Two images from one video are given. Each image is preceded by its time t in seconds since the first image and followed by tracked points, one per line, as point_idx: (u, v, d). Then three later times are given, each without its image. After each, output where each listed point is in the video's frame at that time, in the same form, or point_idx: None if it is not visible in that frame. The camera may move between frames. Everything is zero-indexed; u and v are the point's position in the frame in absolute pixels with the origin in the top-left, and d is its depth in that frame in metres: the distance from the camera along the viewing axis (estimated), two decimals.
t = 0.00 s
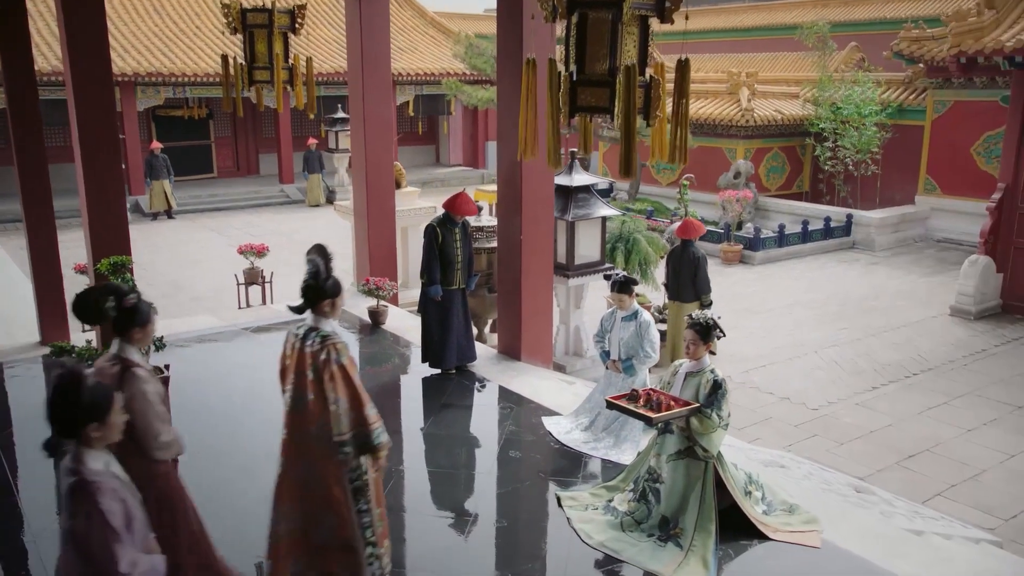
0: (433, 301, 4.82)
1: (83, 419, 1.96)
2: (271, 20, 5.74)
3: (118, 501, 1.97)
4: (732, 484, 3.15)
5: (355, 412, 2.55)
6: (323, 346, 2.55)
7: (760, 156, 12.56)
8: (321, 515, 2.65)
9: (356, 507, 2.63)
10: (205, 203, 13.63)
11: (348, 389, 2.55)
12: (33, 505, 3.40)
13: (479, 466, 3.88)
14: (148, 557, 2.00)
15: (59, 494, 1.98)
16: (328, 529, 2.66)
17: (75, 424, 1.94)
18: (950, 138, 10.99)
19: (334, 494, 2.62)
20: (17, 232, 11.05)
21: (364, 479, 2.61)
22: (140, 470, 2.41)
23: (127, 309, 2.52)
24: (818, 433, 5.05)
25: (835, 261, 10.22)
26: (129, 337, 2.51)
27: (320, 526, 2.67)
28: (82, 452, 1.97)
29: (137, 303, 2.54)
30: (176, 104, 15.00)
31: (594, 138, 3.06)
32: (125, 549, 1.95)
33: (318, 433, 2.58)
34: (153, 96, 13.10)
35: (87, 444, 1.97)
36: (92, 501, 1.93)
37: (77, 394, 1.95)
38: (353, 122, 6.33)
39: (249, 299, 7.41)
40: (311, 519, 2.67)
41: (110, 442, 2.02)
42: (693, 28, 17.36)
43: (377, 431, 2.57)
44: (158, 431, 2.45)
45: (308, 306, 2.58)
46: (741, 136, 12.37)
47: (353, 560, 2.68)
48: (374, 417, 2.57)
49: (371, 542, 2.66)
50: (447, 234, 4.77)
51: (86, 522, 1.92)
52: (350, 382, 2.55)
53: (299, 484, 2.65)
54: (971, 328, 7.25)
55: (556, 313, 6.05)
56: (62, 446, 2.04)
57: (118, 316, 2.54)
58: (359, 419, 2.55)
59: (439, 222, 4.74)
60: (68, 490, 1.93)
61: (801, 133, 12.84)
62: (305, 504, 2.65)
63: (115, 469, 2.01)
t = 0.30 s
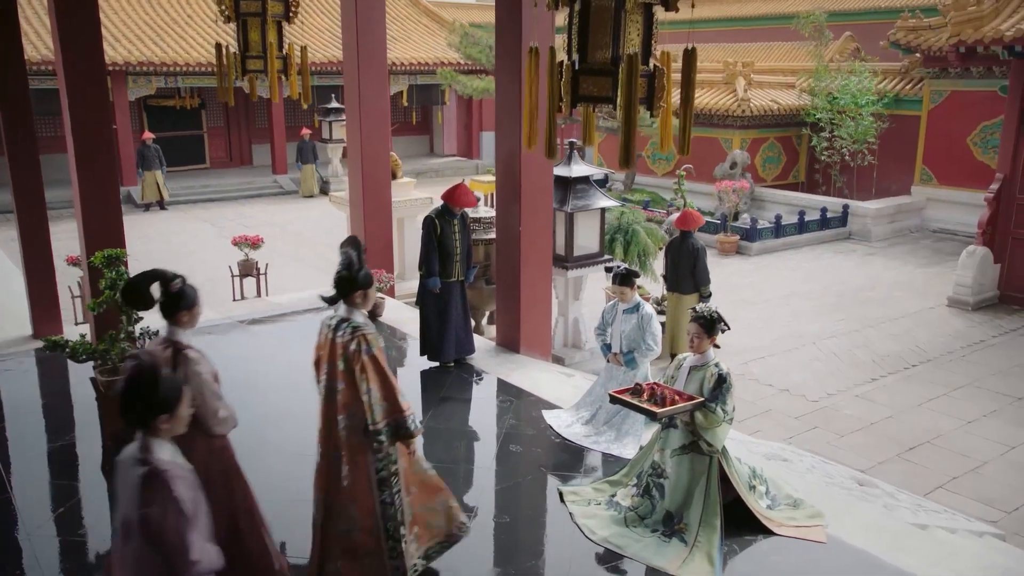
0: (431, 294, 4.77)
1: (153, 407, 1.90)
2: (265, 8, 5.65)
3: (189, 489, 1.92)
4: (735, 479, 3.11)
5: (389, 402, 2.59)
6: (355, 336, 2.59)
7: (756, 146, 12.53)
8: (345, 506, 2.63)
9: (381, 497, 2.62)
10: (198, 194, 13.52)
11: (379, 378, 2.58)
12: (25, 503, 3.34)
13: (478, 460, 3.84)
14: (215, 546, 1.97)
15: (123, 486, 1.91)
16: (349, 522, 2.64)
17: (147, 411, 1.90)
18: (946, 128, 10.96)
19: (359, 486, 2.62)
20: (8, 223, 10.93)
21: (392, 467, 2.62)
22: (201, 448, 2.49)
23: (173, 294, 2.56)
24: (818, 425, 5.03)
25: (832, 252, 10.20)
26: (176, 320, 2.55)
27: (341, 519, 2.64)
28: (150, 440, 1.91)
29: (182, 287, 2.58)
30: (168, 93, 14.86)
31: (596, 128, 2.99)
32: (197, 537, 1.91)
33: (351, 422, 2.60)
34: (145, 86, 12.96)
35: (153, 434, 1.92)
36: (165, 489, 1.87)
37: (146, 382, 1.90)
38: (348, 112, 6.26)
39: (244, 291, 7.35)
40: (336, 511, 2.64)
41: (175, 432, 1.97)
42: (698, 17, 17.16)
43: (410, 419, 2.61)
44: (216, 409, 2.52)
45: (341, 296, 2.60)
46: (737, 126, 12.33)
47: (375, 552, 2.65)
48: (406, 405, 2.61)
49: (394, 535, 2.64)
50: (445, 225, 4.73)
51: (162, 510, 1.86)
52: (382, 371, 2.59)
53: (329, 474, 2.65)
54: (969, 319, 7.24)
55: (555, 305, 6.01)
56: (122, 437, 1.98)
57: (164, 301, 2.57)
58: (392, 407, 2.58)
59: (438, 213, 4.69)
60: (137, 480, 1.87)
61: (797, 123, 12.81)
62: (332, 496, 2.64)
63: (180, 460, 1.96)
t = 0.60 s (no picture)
0: (430, 289, 4.75)
1: (214, 394, 1.89)
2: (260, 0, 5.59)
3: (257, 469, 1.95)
4: (739, 475, 3.09)
5: (406, 389, 2.57)
6: (382, 323, 2.58)
7: (754, 139, 12.50)
8: (363, 490, 2.61)
9: (401, 482, 2.63)
10: (193, 188, 13.44)
11: (399, 366, 2.58)
12: (20, 503, 3.29)
13: (478, 456, 3.81)
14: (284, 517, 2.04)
15: (189, 471, 1.94)
16: (370, 505, 2.62)
17: (207, 398, 1.88)
18: (944, 122, 10.94)
19: (380, 469, 2.61)
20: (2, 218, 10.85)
21: (413, 453, 2.64)
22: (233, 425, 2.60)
23: (204, 278, 2.63)
24: (818, 420, 5.01)
25: (830, 246, 10.19)
26: (205, 305, 2.65)
27: (361, 503, 2.62)
28: (211, 426, 1.91)
29: (212, 273, 2.64)
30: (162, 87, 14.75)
31: (599, 123, 2.94)
32: (269, 512, 1.97)
33: (370, 408, 2.58)
34: (139, 80, 12.86)
35: (215, 419, 1.92)
36: (234, 471, 1.90)
37: (209, 369, 1.87)
38: (345, 106, 6.21)
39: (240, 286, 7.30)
40: (354, 496, 2.63)
41: (235, 413, 1.98)
42: (704, 10, 16.94)
43: (426, 408, 2.58)
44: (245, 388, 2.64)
45: (369, 283, 2.61)
46: (734, 120, 12.29)
47: (394, 537, 2.64)
48: (423, 395, 2.59)
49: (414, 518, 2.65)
50: (445, 220, 4.69)
51: (234, 491, 1.90)
52: (404, 359, 2.58)
53: (348, 458, 2.63)
54: (967, 313, 7.24)
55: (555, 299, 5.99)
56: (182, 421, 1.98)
57: (194, 285, 2.65)
58: (409, 395, 2.57)
59: (437, 208, 4.65)
60: (205, 466, 1.89)
61: (794, 117, 12.78)
62: (350, 479, 2.63)
63: (242, 440, 1.98)
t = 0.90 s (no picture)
0: (429, 285, 4.72)
1: (268, 380, 1.94)
2: None
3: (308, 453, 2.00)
4: (741, 472, 3.07)
5: (409, 384, 2.59)
6: (394, 317, 2.61)
7: (750, 134, 12.47)
8: (380, 476, 2.73)
9: (413, 475, 2.68)
10: (188, 184, 13.38)
11: (405, 362, 2.59)
12: (15, 502, 3.26)
13: (477, 453, 3.78)
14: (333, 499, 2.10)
15: (244, 455, 1.99)
16: (387, 490, 2.73)
17: (261, 384, 1.93)
18: (941, 117, 10.92)
19: (393, 460, 2.69)
20: None
21: (422, 448, 2.66)
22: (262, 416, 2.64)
23: (226, 270, 2.63)
24: (818, 416, 5.00)
25: (827, 241, 10.18)
26: (228, 296, 2.64)
27: (379, 487, 2.74)
28: (265, 410, 1.96)
29: (232, 264, 2.63)
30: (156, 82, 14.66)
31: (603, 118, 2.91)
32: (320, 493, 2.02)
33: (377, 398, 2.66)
34: (133, 74, 12.78)
35: (267, 404, 1.96)
36: (288, 454, 1.94)
37: (264, 356, 1.92)
38: (342, 101, 6.16)
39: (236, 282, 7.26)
40: (372, 480, 2.75)
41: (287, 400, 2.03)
42: (708, 3, 16.70)
43: (428, 406, 2.61)
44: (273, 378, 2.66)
45: (389, 277, 2.65)
46: (731, 115, 12.26)
47: (410, 523, 2.75)
48: (426, 393, 2.60)
49: (427, 511, 2.71)
50: (443, 216, 4.66)
51: (288, 474, 1.95)
52: (411, 354, 2.60)
53: (365, 445, 2.74)
54: (965, 308, 7.23)
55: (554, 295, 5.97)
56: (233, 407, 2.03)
57: (216, 276, 2.65)
58: (411, 391, 2.59)
59: (436, 204, 4.63)
60: (259, 449, 1.95)
61: (791, 112, 12.76)
62: (367, 465, 2.73)
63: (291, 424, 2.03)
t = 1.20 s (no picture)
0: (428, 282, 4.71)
1: (300, 367, 2.05)
2: None
3: (338, 437, 2.12)
4: (741, 469, 3.07)
5: (418, 381, 2.62)
6: (408, 313, 2.62)
7: (748, 131, 12.46)
8: (393, 471, 2.71)
9: (425, 470, 2.68)
10: (185, 180, 13.34)
11: (416, 358, 2.61)
12: (12, 501, 3.24)
13: (476, 451, 3.77)
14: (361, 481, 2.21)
15: (280, 437, 2.12)
16: (398, 485, 2.72)
17: (294, 370, 2.05)
18: (938, 113, 10.92)
19: (405, 455, 2.68)
20: None
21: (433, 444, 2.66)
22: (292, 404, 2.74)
23: (238, 262, 2.62)
24: (817, 413, 4.99)
25: (825, 238, 10.18)
26: (240, 288, 2.63)
27: (392, 480, 2.73)
28: (299, 395, 2.08)
29: (244, 256, 2.62)
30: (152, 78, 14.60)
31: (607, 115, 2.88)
32: (350, 475, 2.13)
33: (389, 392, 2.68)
34: (129, 70, 12.74)
35: (301, 389, 2.08)
36: (319, 437, 2.06)
37: (295, 345, 2.03)
38: (340, 97, 6.14)
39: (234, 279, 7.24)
40: (384, 475, 2.74)
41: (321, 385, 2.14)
42: None
43: (435, 403, 2.62)
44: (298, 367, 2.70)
45: (405, 273, 2.65)
46: (729, 111, 12.26)
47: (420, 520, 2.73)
48: (435, 390, 2.62)
49: (435, 508, 2.70)
50: (442, 214, 4.65)
51: (318, 456, 2.06)
52: (424, 350, 2.61)
53: (378, 439, 2.73)
54: (963, 305, 7.24)
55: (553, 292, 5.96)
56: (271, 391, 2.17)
57: (230, 267, 2.65)
58: (421, 387, 2.61)
59: (434, 201, 4.61)
60: (292, 431, 2.07)
61: (789, 108, 12.76)
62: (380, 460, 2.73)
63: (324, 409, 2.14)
